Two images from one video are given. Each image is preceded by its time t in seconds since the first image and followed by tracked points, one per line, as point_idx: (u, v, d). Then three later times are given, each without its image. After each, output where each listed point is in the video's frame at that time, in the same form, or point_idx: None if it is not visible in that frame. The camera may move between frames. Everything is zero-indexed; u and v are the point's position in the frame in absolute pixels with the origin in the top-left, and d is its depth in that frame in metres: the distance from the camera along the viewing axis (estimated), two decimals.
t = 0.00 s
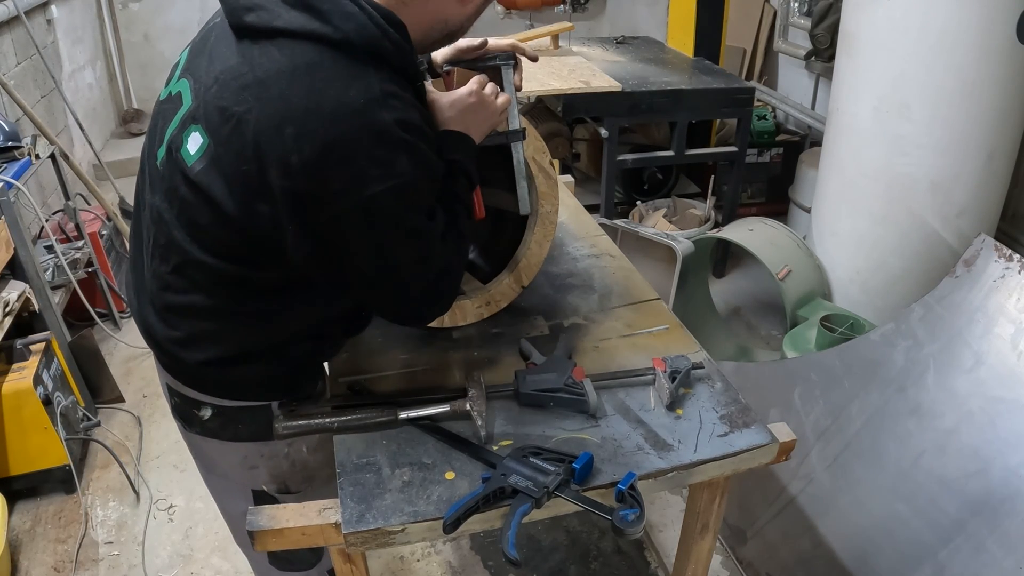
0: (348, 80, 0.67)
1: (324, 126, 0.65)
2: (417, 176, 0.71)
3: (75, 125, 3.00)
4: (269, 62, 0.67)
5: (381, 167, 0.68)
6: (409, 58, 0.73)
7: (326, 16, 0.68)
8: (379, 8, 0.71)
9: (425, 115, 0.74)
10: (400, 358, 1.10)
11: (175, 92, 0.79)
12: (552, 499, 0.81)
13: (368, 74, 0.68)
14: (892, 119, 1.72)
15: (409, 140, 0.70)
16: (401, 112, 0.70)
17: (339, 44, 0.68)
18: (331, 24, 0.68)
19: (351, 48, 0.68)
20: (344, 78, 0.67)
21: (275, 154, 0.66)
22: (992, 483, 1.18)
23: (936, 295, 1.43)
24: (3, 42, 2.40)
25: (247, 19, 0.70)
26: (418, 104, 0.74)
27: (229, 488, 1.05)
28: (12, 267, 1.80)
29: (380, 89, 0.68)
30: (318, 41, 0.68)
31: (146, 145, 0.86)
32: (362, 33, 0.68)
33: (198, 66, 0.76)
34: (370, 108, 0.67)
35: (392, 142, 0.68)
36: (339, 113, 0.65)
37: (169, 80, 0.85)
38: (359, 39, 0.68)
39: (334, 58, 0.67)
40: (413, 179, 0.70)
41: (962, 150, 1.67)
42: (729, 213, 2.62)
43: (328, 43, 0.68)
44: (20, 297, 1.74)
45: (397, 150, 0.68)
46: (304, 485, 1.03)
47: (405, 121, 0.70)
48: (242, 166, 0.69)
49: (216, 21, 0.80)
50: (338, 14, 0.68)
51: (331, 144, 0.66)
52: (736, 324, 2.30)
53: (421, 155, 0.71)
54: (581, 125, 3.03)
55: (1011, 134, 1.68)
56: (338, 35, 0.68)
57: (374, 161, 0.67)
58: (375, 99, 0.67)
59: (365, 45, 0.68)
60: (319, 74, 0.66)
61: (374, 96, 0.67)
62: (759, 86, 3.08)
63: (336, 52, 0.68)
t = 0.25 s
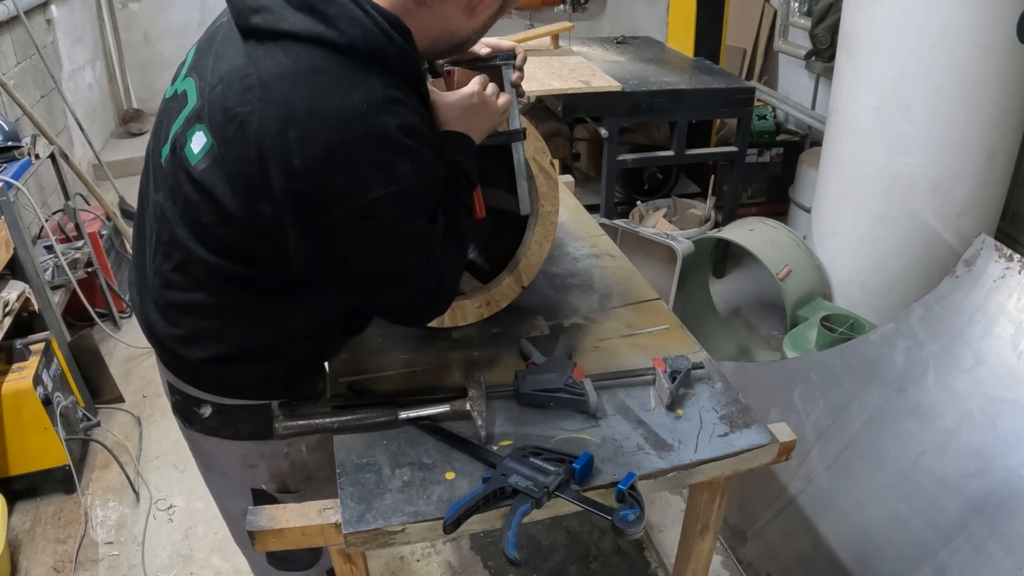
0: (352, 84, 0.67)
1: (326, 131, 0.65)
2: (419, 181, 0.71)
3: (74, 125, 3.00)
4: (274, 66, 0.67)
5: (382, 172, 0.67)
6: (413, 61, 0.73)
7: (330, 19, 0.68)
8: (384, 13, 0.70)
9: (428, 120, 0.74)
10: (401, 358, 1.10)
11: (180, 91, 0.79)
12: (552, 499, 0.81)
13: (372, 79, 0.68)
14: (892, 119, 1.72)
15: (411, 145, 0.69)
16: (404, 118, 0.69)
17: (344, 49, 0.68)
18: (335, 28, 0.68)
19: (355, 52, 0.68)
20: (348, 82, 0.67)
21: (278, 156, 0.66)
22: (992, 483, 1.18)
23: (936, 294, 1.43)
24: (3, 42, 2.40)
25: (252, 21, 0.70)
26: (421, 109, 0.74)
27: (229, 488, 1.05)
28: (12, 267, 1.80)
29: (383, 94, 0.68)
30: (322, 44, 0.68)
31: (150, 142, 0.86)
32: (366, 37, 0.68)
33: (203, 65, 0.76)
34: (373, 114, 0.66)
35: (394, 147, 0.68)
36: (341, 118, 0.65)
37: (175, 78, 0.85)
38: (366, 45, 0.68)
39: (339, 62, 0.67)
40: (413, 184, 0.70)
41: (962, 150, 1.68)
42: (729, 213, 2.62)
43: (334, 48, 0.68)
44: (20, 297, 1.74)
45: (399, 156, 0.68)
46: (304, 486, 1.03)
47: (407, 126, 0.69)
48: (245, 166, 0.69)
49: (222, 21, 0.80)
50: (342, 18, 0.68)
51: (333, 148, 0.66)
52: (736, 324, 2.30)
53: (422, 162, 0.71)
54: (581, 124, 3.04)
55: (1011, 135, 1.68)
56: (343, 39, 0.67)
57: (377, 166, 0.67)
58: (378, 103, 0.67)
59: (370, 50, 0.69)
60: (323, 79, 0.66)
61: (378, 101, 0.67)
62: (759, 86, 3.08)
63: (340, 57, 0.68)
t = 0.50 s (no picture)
0: (345, 84, 0.67)
1: (319, 131, 0.65)
2: (413, 182, 0.71)
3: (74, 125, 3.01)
4: (269, 67, 0.67)
5: (377, 172, 0.67)
6: (407, 63, 0.73)
7: (324, 20, 0.68)
8: (377, 11, 0.70)
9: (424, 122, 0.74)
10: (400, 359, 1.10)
11: (175, 93, 0.79)
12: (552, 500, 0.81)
13: (365, 79, 0.68)
14: (893, 119, 1.72)
15: (405, 146, 0.69)
16: (398, 119, 0.69)
17: (337, 49, 0.68)
18: (329, 28, 0.67)
19: (346, 52, 0.68)
20: (340, 82, 0.66)
21: (273, 158, 0.66)
22: (992, 483, 1.18)
23: (936, 295, 1.43)
24: (2, 42, 2.40)
25: (248, 22, 0.70)
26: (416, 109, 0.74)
27: (230, 489, 1.05)
28: (12, 267, 1.80)
29: (377, 96, 0.68)
30: (315, 45, 0.67)
31: (146, 145, 0.85)
32: (358, 37, 0.68)
33: (198, 66, 0.76)
34: (367, 115, 0.66)
35: (389, 147, 0.68)
36: (334, 119, 0.65)
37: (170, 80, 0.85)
38: (358, 44, 0.68)
39: (332, 62, 0.67)
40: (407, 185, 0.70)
41: (962, 150, 1.67)
42: (729, 213, 2.62)
43: (327, 47, 0.68)
44: (20, 297, 1.74)
45: (393, 157, 0.68)
46: (304, 486, 1.03)
47: (402, 127, 0.69)
48: (240, 169, 0.69)
49: (216, 22, 0.80)
50: (335, 18, 0.68)
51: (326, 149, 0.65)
52: (736, 324, 2.30)
53: (416, 163, 0.71)
54: (581, 124, 3.04)
55: (1012, 134, 1.68)
56: (337, 39, 0.67)
57: (371, 167, 0.67)
58: (372, 104, 0.67)
59: (362, 49, 0.68)
60: (316, 79, 0.66)
61: (371, 101, 0.67)
62: (759, 86, 3.08)
63: (333, 57, 0.68)
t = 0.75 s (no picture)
0: (357, 87, 0.67)
1: (329, 134, 0.65)
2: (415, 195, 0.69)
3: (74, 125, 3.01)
4: (284, 70, 0.67)
5: (374, 179, 0.67)
6: (420, 64, 0.73)
7: (340, 25, 0.68)
8: (392, 15, 0.70)
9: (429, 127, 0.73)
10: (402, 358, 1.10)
11: (186, 90, 0.79)
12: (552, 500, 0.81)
13: (377, 81, 0.68)
14: (893, 119, 1.72)
15: (410, 153, 0.68)
16: (409, 130, 0.69)
17: (352, 54, 0.68)
18: (344, 33, 0.68)
19: (363, 57, 0.68)
20: (354, 85, 0.67)
21: (282, 157, 0.67)
22: (992, 483, 1.18)
23: (936, 295, 1.43)
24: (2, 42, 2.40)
25: (261, 24, 0.70)
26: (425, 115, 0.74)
27: (230, 489, 1.05)
28: (12, 267, 1.80)
29: (387, 101, 0.68)
30: (331, 48, 0.68)
31: (156, 141, 0.86)
32: (375, 42, 0.68)
33: (208, 66, 0.76)
34: (377, 118, 0.67)
35: (391, 155, 0.67)
36: (343, 121, 0.65)
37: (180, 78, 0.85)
38: (374, 50, 0.68)
39: (347, 66, 0.68)
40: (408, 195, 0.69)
41: (963, 150, 1.67)
42: (729, 213, 2.62)
43: (343, 53, 0.68)
44: (20, 297, 1.74)
45: (394, 164, 0.67)
46: (306, 487, 1.03)
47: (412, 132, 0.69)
48: (251, 166, 0.69)
49: (227, 20, 0.80)
50: (352, 23, 0.68)
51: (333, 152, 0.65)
52: (736, 324, 2.30)
53: (420, 174, 0.70)
54: (581, 124, 3.03)
55: (1012, 134, 1.67)
56: (352, 44, 0.67)
57: (371, 173, 0.66)
58: (382, 109, 0.67)
59: (377, 53, 0.68)
60: (331, 82, 0.66)
61: (381, 106, 0.67)
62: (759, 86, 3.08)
63: (350, 61, 0.68)
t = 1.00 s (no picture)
0: (365, 90, 0.67)
1: (341, 136, 0.65)
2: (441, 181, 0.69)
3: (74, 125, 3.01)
4: (286, 72, 0.67)
5: (399, 174, 0.67)
6: (422, 65, 0.73)
7: (343, 26, 0.68)
8: (395, 17, 0.70)
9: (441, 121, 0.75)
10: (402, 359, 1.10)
11: (185, 93, 0.79)
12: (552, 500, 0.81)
13: (383, 84, 0.68)
14: (894, 119, 1.72)
15: (428, 146, 0.69)
16: (420, 120, 0.70)
17: (356, 56, 0.68)
18: (347, 35, 0.68)
19: (367, 58, 0.68)
20: (361, 88, 0.67)
21: (293, 161, 0.66)
22: (993, 483, 1.18)
23: (936, 295, 1.43)
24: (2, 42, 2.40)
25: (262, 25, 0.70)
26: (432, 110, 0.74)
27: (230, 489, 1.05)
28: (12, 267, 1.80)
29: (397, 99, 0.68)
30: (334, 51, 0.68)
31: (155, 144, 0.85)
32: (379, 43, 0.68)
33: (208, 68, 0.76)
34: (386, 118, 0.67)
35: (410, 148, 0.67)
36: (355, 123, 0.66)
37: (178, 80, 0.85)
38: (377, 51, 0.68)
39: (350, 68, 0.67)
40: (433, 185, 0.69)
41: (965, 150, 1.67)
42: (729, 213, 2.61)
43: (345, 54, 0.68)
44: (20, 297, 1.74)
45: (415, 156, 0.67)
46: (305, 488, 1.02)
47: (422, 132, 0.70)
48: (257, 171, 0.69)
49: (226, 22, 0.80)
50: (355, 25, 0.68)
51: (347, 152, 0.66)
52: (736, 324, 2.30)
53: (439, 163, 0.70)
54: (581, 124, 3.03)
55: (1012, 133, 1.67)
56: (355, 46, 0.67)
57: (393, 168, 0.67)
58: (391, 108, 0.67)
59: (380, 55, 0.69)
60: (337, 85, 0.66)
61: (390, 108, 0.68)
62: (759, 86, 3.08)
63: (353, 63, 0.68)
